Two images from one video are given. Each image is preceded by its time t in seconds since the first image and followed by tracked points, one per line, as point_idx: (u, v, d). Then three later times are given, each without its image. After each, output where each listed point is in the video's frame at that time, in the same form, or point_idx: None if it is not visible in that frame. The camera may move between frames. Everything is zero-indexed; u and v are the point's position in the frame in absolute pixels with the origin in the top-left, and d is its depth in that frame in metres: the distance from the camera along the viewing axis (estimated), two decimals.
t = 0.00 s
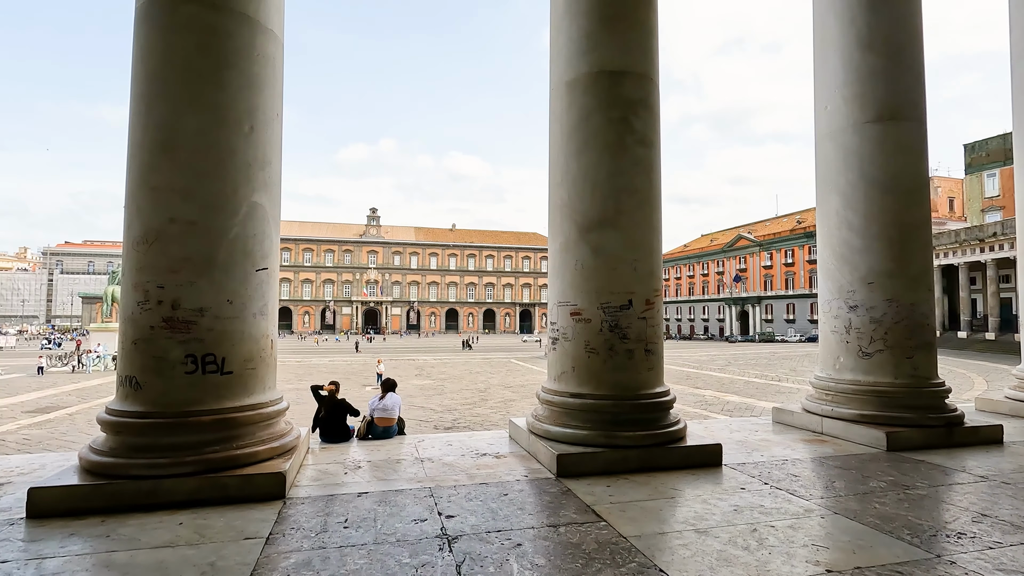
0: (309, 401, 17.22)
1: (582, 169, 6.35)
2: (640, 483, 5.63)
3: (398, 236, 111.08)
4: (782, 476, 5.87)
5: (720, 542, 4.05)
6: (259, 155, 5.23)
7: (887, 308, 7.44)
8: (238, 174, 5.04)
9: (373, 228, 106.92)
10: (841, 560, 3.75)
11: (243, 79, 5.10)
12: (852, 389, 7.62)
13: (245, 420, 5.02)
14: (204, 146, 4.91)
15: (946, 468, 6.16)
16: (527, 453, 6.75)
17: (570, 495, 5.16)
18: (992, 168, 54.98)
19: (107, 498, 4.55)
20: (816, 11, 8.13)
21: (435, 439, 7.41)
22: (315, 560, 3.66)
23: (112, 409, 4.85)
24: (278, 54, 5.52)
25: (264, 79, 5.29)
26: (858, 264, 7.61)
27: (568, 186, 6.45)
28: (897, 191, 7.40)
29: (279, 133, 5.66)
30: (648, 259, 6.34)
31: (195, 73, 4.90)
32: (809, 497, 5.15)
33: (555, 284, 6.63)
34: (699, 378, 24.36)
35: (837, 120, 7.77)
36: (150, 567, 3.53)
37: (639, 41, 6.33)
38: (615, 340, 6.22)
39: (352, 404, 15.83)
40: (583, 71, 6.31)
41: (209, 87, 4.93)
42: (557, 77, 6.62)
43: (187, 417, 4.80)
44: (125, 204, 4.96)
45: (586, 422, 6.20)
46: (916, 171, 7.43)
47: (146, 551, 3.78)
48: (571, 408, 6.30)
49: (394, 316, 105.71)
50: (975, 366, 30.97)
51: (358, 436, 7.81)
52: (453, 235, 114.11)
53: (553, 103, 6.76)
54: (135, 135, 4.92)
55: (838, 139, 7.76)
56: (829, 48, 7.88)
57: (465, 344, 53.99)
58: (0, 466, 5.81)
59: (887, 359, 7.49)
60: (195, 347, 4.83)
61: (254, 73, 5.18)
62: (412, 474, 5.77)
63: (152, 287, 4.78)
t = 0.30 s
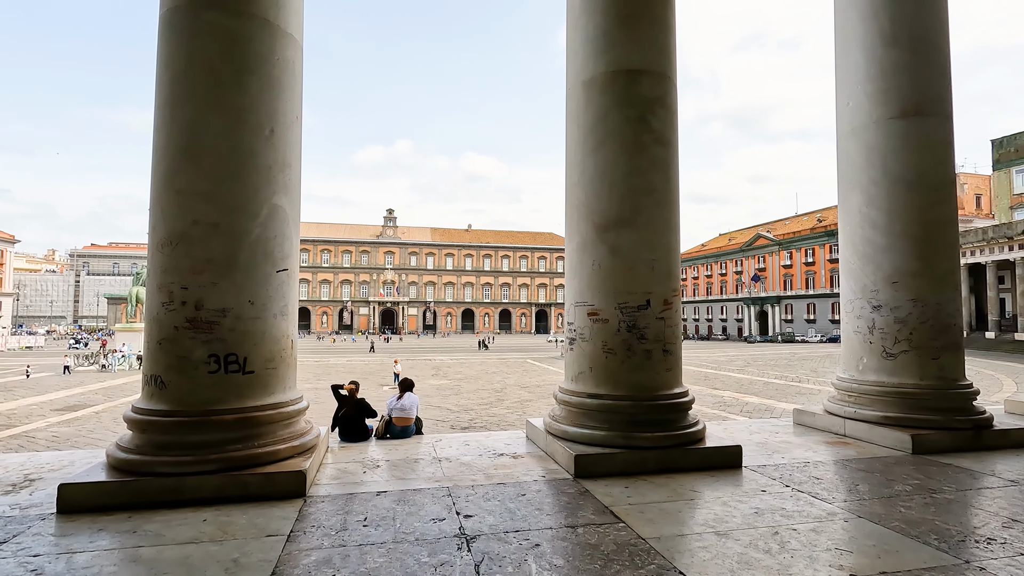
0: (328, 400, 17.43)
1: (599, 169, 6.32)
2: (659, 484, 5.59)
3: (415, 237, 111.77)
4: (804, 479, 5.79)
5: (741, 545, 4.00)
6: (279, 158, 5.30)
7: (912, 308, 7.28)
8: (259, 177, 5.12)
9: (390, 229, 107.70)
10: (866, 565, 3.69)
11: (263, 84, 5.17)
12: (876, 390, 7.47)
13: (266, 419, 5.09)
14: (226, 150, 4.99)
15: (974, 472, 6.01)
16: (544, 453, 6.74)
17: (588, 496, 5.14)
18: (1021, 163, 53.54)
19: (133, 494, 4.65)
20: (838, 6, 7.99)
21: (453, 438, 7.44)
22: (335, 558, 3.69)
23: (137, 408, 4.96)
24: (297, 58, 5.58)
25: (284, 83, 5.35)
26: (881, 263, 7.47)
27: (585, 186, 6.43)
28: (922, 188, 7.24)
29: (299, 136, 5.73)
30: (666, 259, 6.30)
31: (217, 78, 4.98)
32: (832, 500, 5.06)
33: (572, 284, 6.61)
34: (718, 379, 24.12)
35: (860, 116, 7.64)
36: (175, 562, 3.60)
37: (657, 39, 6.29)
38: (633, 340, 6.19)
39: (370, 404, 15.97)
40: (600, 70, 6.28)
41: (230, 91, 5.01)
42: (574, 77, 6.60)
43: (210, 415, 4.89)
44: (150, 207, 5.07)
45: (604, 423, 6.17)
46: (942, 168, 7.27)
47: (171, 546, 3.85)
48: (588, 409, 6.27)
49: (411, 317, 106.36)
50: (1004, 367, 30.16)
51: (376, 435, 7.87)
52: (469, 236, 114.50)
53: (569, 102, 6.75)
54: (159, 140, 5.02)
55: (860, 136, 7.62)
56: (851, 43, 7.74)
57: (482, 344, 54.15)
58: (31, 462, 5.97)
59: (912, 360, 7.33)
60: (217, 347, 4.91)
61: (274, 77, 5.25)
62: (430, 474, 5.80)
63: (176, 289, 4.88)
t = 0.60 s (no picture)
0: (339, 400, 17.55)
1: (610, 169, 6.30)
2: (670, 485, 5.56)
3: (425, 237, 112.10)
4: (818, 480, 5.73)
5: (754, 547, 3.97)
6: (292, 160, 5.34)
7: (928, 308, 7.18)
8: (271, 178, 5.16)
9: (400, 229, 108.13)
10: (882, 568, 3.64)
11: (275, 86, 5.21)
12: (891, 391, 7.38)
13: (279, 419, 5.14)
14: (240, 152, 5.04)
15: (992, 475, 5.92)
16: (555, 454, 6.73)
17: (599, 497, 5.13)
18: None
19: (149, 492, 4.71)
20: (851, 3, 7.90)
21: (464, 438, 7.45)
22: (348, 557, 3.71)
23: (153, 407, 5.02)
24: (308, 60, 5.62)
25: (295, 85, 5.39)
26: (896, 262, 7.37)
27: (595, 186, 6.41)
28: (938, 187, 7.14)
29: (311, 137, 5.77)
30: (678, 259, 6.26)
31: (230, 81, 5.03)
32: (846, 502, 5.01)
33: (582, 284, 6.60)
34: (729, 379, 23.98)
35: (874, 114, 7.55)
36: (191, 560, 3.64)
37: (667, 38, 6.26)
38: (644, 340, 6.16)
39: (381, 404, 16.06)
40: (610, 70, 6.26)
41: (243, 94, 5.06)
42: (585, 77, 6.59)
43: (224, 415, 4.93)
44: (165, 209, 5.13)
45: (615, 423, 6.14)
46: (959, 165, 7.16)
47: (186, 544, 3.90)
48: (599, 409, 6.25)
49: (421, 317, 106.72)
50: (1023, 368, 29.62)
51: (387, 435, 7.90)
52: (479, 236, 114.69)
53: (580, 102, 6.73)
54: (174, 142, 5.08)
55: (875, 134, 7.53)
56: (865, 40, 7.65)
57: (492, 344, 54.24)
58: (49, 460, 6.07)
59: (928, 360, 7.23)
60: (231, 347, 4.96)
61: (286, 80, 5.29)
62: (441, 474, 5.81)
63: (190, 289, 4.93)
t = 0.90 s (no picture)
0: (347, 399, 17.64)
1: (618, 169, 6.28)
2: (679, 486, 5.54)
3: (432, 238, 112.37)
4: (827, 482, 5.69)
5: (764, 549, 3.94)
6: (300, 161, 5.37)
7: (939, 308, 7.11)
8: (280, 179, 5.19)
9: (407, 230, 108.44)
10: (893, 570, 3.61)
11: (284, 88, 5.24)
12: (902, 392, 7.31)
13: (288, 419, 5.16)
14: (249, 153, 5.06)
15: (1005, 477, 5.85)
16: (562, 454, 6.72)
17: (607, 498, 5.12)
18: None
19: (159, 491, 4.74)
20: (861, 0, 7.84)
21: (471, 438, 7.46)
22: (356, 557, 3.73)
23: (163, 407, 5.05)
24: (317, 61, 5.64)
25: (304, 86, 5.41)
26: (907, 262, 7.31)
27: (603, 186, 6.39)
28: (950, 185, 7.06)
29: (319, 138, 5.80)
30: (686, 259, 6.23)
31: (239, 82, 5.06)
32: (857, 504, 4.97)
33: (590, 285, 6.58)
34: (737, 380, 23.86)
35: (884, 112, 7.49)
36: (201, 559, 3.66)
37: (675, 38, 6.23)
38: (652, 340, 6.14)
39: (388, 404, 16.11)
40: (618, 69, 6.24)
41: (252, 96, 5.09)
42: (592, 77, 6.58)
43: (233, 415, 4.96)
44: (175, 210, 5.16)
45: (622, 424, 6.12)
46: (971, 164, 7.08)
47: (196, 543, 3.92)
48: (607, 410, 6.24)
49: (428, 317, 106.97)
50: None
51: (395, 435, 7.93)
52: (486, 236, 114.81)
53: (587, 102, 6.72)
54: (184, 144, 5.12)
55: (885, 133, 7.47)
56: (875, 38, 7.59)
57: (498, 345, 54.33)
58: (61, 459, 6.13)
59: (940, 361, 7.15)
60: (240, 347, 4.99)
61: (294, 81, 5.31)
62: (449, 474, 5.82)
63: (200, 290, 4.96)
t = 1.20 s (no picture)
0: (355, 399, 17.73)
1: (625, 169, 6.26)
2: (688, 487, 5.51)
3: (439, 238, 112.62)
4: (838, 483, 5.64)
5: (774, 550, 3.92)
6: (309, 161, 5.39)
7: (952, 308, 7.03)
8: (289, 180, 5.21)
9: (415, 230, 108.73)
10: (904, 573, 3.57)
11: (293, 89, 5.26)
12: (913, 393, 7.25)
13: (297, 418, 5.19)
14: (258, 154, 5.09)
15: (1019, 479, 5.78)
16: (570, 454, 6.71)
17: (615, 498, 5.10)
18: None
19: (170, 490, 4.78)
20: None
21: (479, 438, 7.47)
22: (365, 556, 3.74)
23: (174, 407, 5.09)
24: (325, 62, 5.66)
25: (312, 87, 5.44)
26: (918, 262, 7.23)
27: (611, 186, 6.37)
28: (962, 183, 6.98)
29: (327, 139, 5.82)
30: (694, 259, 6.20)
31: (249, 83, 5.09)
32: (868, 506, 4.92)
33: (598, 285, 6.57)
34: (745, 380, 23.76)
35: (895, 110, 7.42)
36: (212, 557, 3.68)
37: (683, 36, 6.21)
38: (660, 341, 6.12)
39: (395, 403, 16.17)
40: (626, 68, 6.22)
41: (261, 97, 5.12)
42: (600, 77, 6.56)
43: (243, 414, 4.99)
44: (186, 211, 5.20)
45: (631, 425, 6.10)
46: (984, 162, 7.00)
47: (206, 542, 3.94)
48: (615, 410, 6.22)
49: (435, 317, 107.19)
50: None
51: (403, 435, 7.95)
52: (493, 237, 114.90)
53: (595, 102, 6.70)
54: (194, 146, 5.15)
55: (896, 131, 7.40)
56: (886, 35, 7.52)
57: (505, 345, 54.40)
58: (74, 458, 6.20)
59: (952, 362, 7.07)
60: (250, 347, 5.02)
61: (303, 82, 5.34)
62: (457, 474, 5.82)
63: (210, 291, 4.99)
